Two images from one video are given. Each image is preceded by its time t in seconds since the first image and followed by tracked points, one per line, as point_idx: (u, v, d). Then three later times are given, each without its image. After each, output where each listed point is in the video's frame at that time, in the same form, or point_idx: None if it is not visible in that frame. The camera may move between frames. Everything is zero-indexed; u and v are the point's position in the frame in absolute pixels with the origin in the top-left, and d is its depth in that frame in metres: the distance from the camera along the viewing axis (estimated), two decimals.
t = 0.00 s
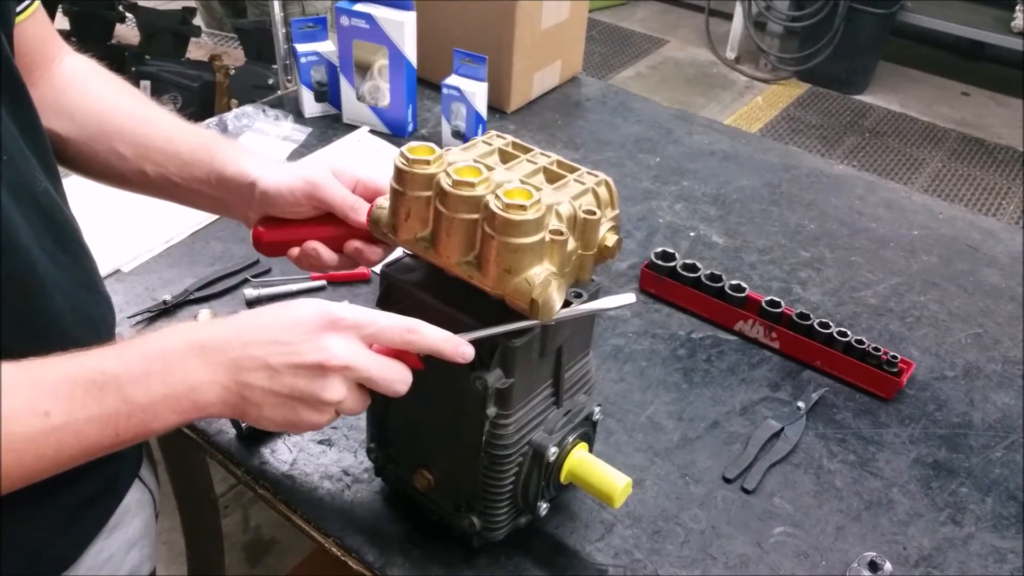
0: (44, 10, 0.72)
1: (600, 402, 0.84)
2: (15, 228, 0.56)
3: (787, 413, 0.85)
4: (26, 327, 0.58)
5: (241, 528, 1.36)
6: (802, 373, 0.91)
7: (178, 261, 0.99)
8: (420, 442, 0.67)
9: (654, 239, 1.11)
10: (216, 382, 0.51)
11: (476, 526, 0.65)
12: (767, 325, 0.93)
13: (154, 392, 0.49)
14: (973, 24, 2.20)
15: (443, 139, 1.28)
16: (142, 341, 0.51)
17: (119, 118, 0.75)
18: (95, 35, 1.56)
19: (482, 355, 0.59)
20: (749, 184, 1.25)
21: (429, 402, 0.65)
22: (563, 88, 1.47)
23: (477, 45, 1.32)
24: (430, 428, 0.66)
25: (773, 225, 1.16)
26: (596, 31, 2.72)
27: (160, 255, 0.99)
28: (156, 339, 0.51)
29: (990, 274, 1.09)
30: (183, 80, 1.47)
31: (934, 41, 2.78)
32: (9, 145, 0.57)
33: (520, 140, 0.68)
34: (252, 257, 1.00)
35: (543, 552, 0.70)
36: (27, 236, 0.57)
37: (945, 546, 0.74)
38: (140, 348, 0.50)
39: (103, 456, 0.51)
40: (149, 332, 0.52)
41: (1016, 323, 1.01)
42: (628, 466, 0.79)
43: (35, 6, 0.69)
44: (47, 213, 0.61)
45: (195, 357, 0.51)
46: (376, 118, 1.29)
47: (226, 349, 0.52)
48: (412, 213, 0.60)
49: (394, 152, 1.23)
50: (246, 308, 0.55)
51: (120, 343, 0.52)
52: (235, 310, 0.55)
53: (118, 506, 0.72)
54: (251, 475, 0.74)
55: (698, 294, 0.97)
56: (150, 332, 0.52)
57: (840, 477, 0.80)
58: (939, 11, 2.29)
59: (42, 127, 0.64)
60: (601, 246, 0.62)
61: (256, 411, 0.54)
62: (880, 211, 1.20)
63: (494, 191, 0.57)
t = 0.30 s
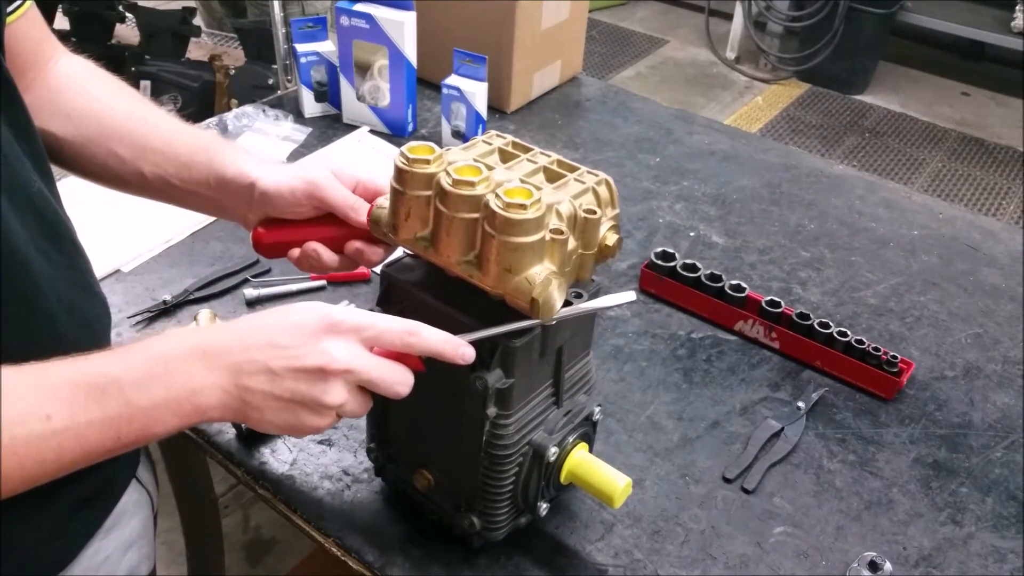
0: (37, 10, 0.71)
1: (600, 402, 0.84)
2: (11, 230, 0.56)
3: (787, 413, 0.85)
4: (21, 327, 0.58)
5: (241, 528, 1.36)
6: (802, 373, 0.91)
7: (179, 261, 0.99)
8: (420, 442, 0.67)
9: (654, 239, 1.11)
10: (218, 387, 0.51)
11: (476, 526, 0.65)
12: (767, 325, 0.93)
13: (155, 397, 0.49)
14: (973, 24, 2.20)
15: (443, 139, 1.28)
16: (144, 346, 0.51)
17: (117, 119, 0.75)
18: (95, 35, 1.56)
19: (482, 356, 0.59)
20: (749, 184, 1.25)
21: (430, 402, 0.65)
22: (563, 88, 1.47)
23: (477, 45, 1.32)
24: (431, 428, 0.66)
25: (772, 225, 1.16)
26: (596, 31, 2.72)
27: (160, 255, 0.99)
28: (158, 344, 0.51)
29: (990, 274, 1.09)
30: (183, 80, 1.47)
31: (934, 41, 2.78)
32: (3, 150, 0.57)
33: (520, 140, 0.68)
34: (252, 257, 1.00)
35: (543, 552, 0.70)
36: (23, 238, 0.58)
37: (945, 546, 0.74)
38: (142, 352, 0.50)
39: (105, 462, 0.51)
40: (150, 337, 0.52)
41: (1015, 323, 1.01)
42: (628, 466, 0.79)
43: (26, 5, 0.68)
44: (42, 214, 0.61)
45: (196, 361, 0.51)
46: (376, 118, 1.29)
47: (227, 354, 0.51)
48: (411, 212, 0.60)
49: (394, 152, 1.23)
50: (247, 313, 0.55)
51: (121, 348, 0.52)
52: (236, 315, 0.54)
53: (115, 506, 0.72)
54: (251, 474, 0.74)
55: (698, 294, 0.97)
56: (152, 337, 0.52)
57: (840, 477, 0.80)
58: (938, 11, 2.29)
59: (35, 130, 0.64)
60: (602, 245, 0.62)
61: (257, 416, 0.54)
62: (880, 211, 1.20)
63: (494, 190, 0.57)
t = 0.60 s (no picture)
0: None
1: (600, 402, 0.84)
2: None
3: (787, 413, 0.86)
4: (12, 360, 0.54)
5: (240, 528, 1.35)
6: (802, 373, 0.91)
7: (178, 261, 0.98)
8: (420, 442, 0.67)
9: (654, 239, 1.11)
10: (255, 435, 0.45)
11: (476, 526, 0.66)
12: (767, 325, 0.93)
13: (186, 450, 0.43)
14: (973, 24, 2.20)
15: (443, 139, 1.28)
16: (161, 385, 0.44)
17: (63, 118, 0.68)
18: (95, 35, 1.56)
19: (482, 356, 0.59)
20: (749, 184, 1.25)
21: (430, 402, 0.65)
22: (563, 88, 1.47)
23: (477, 45, 1.32)
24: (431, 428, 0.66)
25: (773, 224, 1.16)
26: (596, 31, 2.72)
27: (160, 255, 0.99)
28: (178, 382, 0.44)
29: (990, 274, 1.09)
30: (184, 81, 1.47)
31: (934, 41, 2.78)
32: None
33: (520, 141, 0.68)
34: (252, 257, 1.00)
35: (543, 552, 0.70)
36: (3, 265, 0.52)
37: (945, 546, 0.74)
38: (150, 399, 0.43)
39: (108, 525, 0.44)
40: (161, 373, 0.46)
41: (1015, 323, 1.01)
42: (628, 466, 0.79)
43: None
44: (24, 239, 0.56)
45: (220, 404, 0.44)
46: (376, 118, 1.29)
47: (266, 396, 0.46)
48: (412, 213, 0.60)
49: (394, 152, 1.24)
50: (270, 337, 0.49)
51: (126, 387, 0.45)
52: (258, 341, 0.48)
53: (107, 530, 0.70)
54: (251, 474, 0.74)
55: (698, 294, 0.97)
56: (164, 371, 0.45)
57: (840, 477, 0.80)
58: (939, 11, 2.29)
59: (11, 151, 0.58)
60: (602, 246, 0.62)
61: (288, 461, 0.48)
62: (880, 211, 1.20)
63: (494, 191, 0.57)
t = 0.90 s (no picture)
0: None
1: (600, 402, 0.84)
2: None
3: (787, 412, 0.86)
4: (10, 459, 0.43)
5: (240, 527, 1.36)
6: (802, 373, 0.91)
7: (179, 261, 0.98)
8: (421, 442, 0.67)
9: (654, 240, 1.11)
10: (437, 475, 0.46)
11: (477, 526, 0.66)
12: (767, 325, 0.92)
13: (380, 505, 0.43)
14: (973, 24, 2.20)
15: (443, 139, 1.28)
16: (333, 447, 0.44)
17: None
18: (96, 35, 1.56)
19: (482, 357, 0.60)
20: (749, 184, 1.25)
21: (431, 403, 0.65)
22: (562, 88, 1.47)
23: (477, 45, 1.32)
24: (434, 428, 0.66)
25: (773, 224, 1.16)
26: (596, 31, 2.72)
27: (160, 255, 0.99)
28: (349, 442, 0.44)
29: (990, 274, 1.09)
30: (183, 81, 1.46)
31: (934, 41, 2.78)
32: None
33: (520, 141, 0.68)
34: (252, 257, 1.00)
35: (543, 551, 0.70)
36: None
37: (945, 546, 0.74)
38: (338, 464, 0.43)
39: None
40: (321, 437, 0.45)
41: (1015, 323, 1.01)
42: (628, 466, 0.79)
43: None
44: None
45: (405, 452, 0.45)
46: (376, 118, 1.29)
47: (437, 433, 0.46)
48: (412, 213, 0.61)
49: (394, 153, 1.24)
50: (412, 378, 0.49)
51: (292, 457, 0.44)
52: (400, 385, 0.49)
53: None
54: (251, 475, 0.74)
55: (699, 294, 0.97)
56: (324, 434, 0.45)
57: (840, 477, 0.80)
58: (939, 11, 2.29)
59: None
60: (602, 246, 0.62)
61: (471, 497, 0.49)
62: (880, 211, 1.20)
63: (494, 191, 0.57)
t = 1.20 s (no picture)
0: None
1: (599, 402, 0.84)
2: None
3: (787, 412, 0.85)
4: None
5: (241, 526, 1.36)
6: (802, 373, 0.91)
7: (179, 262, 0.98)
8: (421, 442, 0.67)
9: (654, 239, 1.11)
10: (571, 443, 0.50)
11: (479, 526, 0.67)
12: (767, 325, 0.92)
13: (542, 483, 0.47)
14: (973, 24, 2.20)
15: (444, 139, 1.28)
16: (484, 447, 0.47)
17: (7, 308, 0.44)
18: (96, 35, 1.55)
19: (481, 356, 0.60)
20: (749, 184, 1.25)
21: (432, 402, 0.65)
22: (562, 88, 1.47)
23: (477, 45, 1.32)
24: (435, 428, 0.66)
25: (773, 224, 1.16)
26: (596, 31, 2.72)
27: (160, 255, 0.99)
28: (492, 441, 0.47)
29: (991, 274, 1.09)
30: (184, 80, 1.46)
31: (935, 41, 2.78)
32: None
33: (520, 141, 0.68)
34: (252, 257, 1.00)
35: (543, 550, 0.70)
36: None
37: (945, 546, 0.74)
38: (491, 460, 0.46)
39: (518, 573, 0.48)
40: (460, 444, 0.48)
41: (1015, 323, 1.01)
42: (628, 466, 0.79)
43: None
44: None
45: (536, 430, 0.48)
46: (376, 118, 1.29)
47: (552, 403, 0.50)
48: (412, 212, 0.61)
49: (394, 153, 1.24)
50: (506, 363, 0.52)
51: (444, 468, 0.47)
52: (500, 374, 0.51)
53: None
54: (251, 474, 0.74)
55: (699, 294, 0.97)
56: (464, 440, 0.48)
57: (840, 477, 0.80)
58: (939, 11, 2.29)
59: None
60: (602, 246, 0.62)
61: (596, 450, 0.53)
62: (880, 211, 1.20)
63: (494, 191, 0.58)
